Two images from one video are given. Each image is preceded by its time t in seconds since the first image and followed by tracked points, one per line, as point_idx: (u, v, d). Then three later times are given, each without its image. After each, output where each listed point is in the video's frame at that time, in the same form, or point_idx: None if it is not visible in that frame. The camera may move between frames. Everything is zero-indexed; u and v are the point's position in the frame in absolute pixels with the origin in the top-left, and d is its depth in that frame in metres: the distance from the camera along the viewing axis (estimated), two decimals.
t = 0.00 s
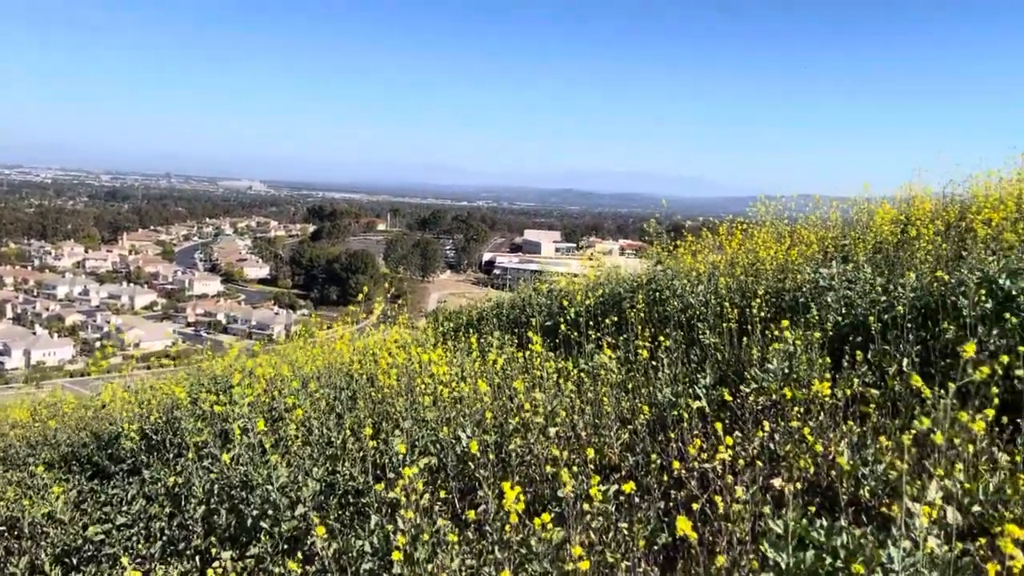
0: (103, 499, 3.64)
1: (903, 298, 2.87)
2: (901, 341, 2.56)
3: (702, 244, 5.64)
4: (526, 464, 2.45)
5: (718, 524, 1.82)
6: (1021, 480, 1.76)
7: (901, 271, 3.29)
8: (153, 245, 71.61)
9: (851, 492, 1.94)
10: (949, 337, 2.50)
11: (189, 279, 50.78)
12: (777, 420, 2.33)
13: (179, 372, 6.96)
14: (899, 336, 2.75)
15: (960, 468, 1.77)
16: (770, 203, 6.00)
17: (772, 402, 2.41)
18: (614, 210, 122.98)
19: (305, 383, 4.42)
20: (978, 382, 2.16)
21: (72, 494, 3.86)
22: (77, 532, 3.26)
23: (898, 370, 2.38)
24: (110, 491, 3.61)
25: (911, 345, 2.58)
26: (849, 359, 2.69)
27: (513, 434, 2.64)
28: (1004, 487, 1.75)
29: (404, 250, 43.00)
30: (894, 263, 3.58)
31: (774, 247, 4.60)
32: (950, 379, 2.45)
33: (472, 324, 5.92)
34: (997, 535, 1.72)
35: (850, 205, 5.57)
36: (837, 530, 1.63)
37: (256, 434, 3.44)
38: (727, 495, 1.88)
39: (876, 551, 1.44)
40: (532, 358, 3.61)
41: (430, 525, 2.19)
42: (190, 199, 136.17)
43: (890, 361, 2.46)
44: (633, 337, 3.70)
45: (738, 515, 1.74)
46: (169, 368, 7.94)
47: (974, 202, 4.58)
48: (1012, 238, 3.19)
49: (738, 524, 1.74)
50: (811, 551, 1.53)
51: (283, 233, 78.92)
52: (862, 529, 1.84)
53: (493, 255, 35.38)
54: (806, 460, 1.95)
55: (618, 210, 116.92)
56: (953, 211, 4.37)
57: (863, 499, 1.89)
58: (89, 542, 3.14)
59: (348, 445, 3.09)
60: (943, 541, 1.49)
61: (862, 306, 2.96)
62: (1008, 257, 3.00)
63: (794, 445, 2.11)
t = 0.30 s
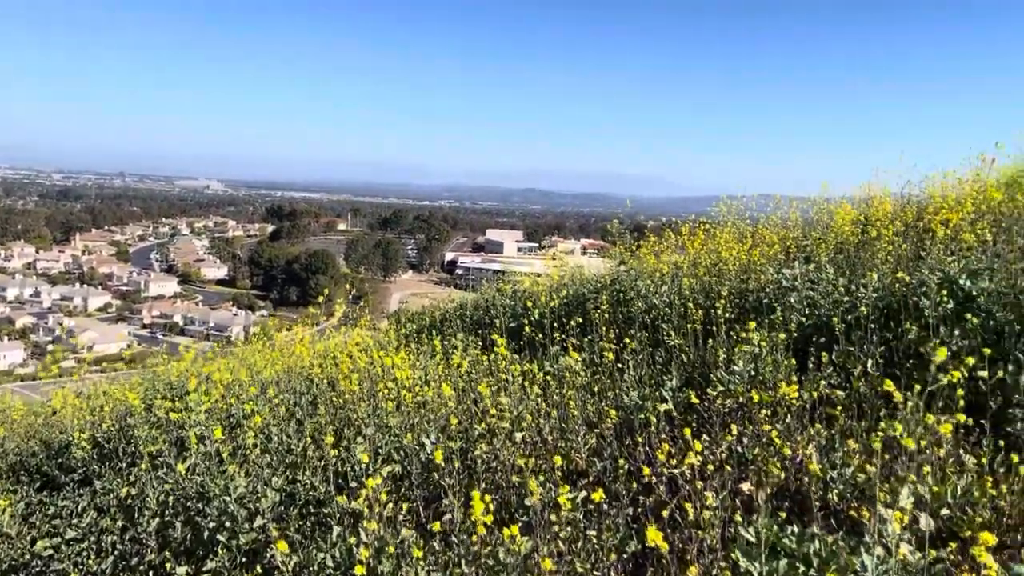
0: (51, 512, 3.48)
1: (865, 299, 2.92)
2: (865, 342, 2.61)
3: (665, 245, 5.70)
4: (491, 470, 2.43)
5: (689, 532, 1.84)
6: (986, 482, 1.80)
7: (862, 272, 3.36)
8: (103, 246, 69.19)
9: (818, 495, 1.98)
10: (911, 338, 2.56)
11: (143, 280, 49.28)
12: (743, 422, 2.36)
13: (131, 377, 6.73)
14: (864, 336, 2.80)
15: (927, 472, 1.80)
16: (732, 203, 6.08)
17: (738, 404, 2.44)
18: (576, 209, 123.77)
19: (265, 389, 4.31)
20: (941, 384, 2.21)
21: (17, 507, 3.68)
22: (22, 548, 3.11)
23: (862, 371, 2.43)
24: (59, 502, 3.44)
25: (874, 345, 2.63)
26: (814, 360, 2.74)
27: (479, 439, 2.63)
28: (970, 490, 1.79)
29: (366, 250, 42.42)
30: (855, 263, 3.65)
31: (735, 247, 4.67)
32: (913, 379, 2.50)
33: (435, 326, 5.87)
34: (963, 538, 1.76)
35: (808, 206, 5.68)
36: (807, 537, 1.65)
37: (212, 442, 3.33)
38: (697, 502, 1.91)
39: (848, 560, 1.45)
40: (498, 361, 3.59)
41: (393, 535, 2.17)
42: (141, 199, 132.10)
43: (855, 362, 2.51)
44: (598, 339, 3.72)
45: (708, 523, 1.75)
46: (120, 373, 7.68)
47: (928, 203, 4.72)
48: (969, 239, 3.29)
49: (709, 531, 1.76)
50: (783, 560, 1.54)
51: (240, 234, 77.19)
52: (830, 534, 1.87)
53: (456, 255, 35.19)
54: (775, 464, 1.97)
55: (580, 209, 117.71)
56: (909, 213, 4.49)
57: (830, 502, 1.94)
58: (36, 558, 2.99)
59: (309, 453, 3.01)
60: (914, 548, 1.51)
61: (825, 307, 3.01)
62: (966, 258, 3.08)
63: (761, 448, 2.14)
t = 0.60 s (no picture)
0: None
1: (828, 295, 2.98)
2: (829, 338, 2.66)
3: (629, 242, 5.75)
4: (457, 470, 2.41)
5: (658, 531, 1.85)
6: (949, 477, 1.84)
7: (824, 268, 3.43)
8: (54, 244, 66.83)
9: (785, 491, 2.01)
10: (874, 333, 2.61)
11: (96, 278, 47.74)
12: (709, 419, 2.39)
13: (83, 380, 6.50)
14: (827, 332, 2.86)
15: (892, 468, 1.84)
16: (695, 200, 6.15)
17: (704, 400, 2.47)
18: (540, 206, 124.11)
19: (224, 390, 4.21)
20: (904, 380, 2.26)
21: None
22: None
23: (825, 367, 2.47)
24: (9, 508, 3.29)
25: (836, 340, 2.68)
26: (778, 356, 2.78)
27: (445, 439, 2.60)
28: (933, 484, 1.83)
29: (329, 248, 41.83)
30: (817, 260, 3.72)
31: (698, 244, 4.72)
32: (876, 374, 2.55)
33: (400, 324, 5.81)
34: (927, 532, 1.80)
35: (769, 203, 5.78)
36: (774, 535, 1.66)
37: (169, 445, 3.23)
38: (666, 501, 1.92)
39: (817, 557, 1.47)
40: (463, 360, 3.56)
41: (357, 539, 2.13)
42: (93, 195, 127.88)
43: (819, 358, 2.55)
44: (563, 336, 3.72)
45: (676, 522, 1.76)
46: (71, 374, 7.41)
47: (886, 200, 4.84)
48: (926, 235, 3.37)
49: (677, 530, 1.77)
50: (752, 560, 1.55)
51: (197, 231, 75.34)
52: (795, 531, 1.89)
53: (421, 252, 34.94)
54: (741, 462, 1.99)
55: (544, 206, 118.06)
56: (868, 209, 4.60)
57: (796, 498, 1.97)
58: None
59: (270, 455, 2.94)
60: (881, 545, 1.53)
61: (788, 303, 3.06)
62: (923, 254, 3.16)
63: (727, 445, 2.17)
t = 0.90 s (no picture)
0: None
1: (794, 288, 3.02)
2: (795, 330, 2.69)
3: (597, 236, 5.77)
4: (425, 466, 2.39)
5: (628, 524, 1.86)
6: (913, 466, 1.88)
7: (789, 261, 3.48)
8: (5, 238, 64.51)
9: (753, 483, 2.04)
10: (839, 325, 2.66)
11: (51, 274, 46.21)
12: (678, 411, 2.41)
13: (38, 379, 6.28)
14: (792, 323, 2.90)
15: (858, 458, 1.87)
16: (663, 194, 6.20)
17: (672, 392, 2.49)
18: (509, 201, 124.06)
19: (187, 388, 4.10)
20: (868, 370, 2.30)
21: None
22: None
23: (790, 359, 2.51)
24: None
25: (802, 331, 2.72)
26: (745, 348, 2.81)
27: (413, 434, 2.57)
28: (898, 474, 1.87)
29: (295, 242, 41.18)
30: (782, 253, 3.78)
31: (665, 237, 4.76)
32: (841, 365, 2.60)
33: (367, 320, 5.74)
34: (892, 521, 1.83)
35: (735, 197, 5.85)
36: (743, 526, 1.68)
37: (130, 444, 3.14)
38: (634, 495, 1.93)
39: (785, 548, 1.48)
40: (431, 354, 3.53)
41: (324, 536, 2.10)
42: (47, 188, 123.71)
43: (785, 350, 2.59)
44: (532, 331, 3.71)
45: (646, 515, 1.76)
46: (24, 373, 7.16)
47: (849, 194, 4.93)
48: (889, 228, 3.44)
49: (646, 523, 1.78)
50: (720, 552, 1.56)
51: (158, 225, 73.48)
52: (764, 522, 1.92)
53: (389, 246, 34.63)
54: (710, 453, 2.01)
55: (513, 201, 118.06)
56: (832, 202, 4.69)
57: (764, 489, 2.00)
58: None
59: (234, 452, 2.87)
60: (847, 535, 1.56)
61: (754, 295, 3.10)
62: (886, 247, 3.23)
63: (695, 437, 2.19)
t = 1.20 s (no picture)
0: None
1: (765, 279, 3.05)
2: (767, 320, 2.72)
3: (570, 228, 5.78)
4: (399, 459, 2.37)
5: (604, 515, 1.87)
6: (884, 454, 1.91)
7: (760, 252, 3.52)
8: None
9: (727, 473, 2.06)
10: (810, 316, 2.70)
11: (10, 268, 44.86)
12: (652, 401, 2.42)
13: None
14: (764, 314, 2.94)
15: (830, 447, 1.90)
16: (635, 186, 6.23)
17: (646, 383, 2.50)
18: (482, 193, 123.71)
19: (155, 385, 4.02)
20: (839, 360, 2.33)
21: None
22: None
23: (763, 350, 2.54)
24: None
25: (774, 322, 2.76)
26: (718, 339, 2.83)
27: (387, 428, 2.55)
28: (869, 462, 1.90)
29: (265, 235, 40.55)
30: (752, 244, 3.82)
31: (638, 229, 4.79)
32: (813, 355, 2.63)
33: (339, 313, 5.68)
34: (864, 509, 1.86)
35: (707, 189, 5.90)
36: (717, 516, 1.69)
37: (96, 440, 3.06)
38: (610, 486, 1.93)
39: (759, 537, 1.50)
40: (405, 347, 3.51)
41: (297, 531, 2.07)
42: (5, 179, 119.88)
43: (757, 341, 2.62)
44: (506, 323, 3.71)
45: (621, 506, 1.77)
46: None
47: (818, 186, 5.00)
48: (859, 219, 3.49)
49: (622, 513, 1.79)
50: (696, 542, 1.57)
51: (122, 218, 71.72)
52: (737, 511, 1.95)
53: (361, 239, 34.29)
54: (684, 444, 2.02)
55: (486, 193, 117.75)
56: (802, 195, 4.75)
57: (738, 479, 2.02)
58: None
59: (204, 447, 2.82)
60: (819, 523, 1.58)
61: (726, 287, 3.13)
62: (854, 238, 3.28)
63: (670, 428, 2.20)
